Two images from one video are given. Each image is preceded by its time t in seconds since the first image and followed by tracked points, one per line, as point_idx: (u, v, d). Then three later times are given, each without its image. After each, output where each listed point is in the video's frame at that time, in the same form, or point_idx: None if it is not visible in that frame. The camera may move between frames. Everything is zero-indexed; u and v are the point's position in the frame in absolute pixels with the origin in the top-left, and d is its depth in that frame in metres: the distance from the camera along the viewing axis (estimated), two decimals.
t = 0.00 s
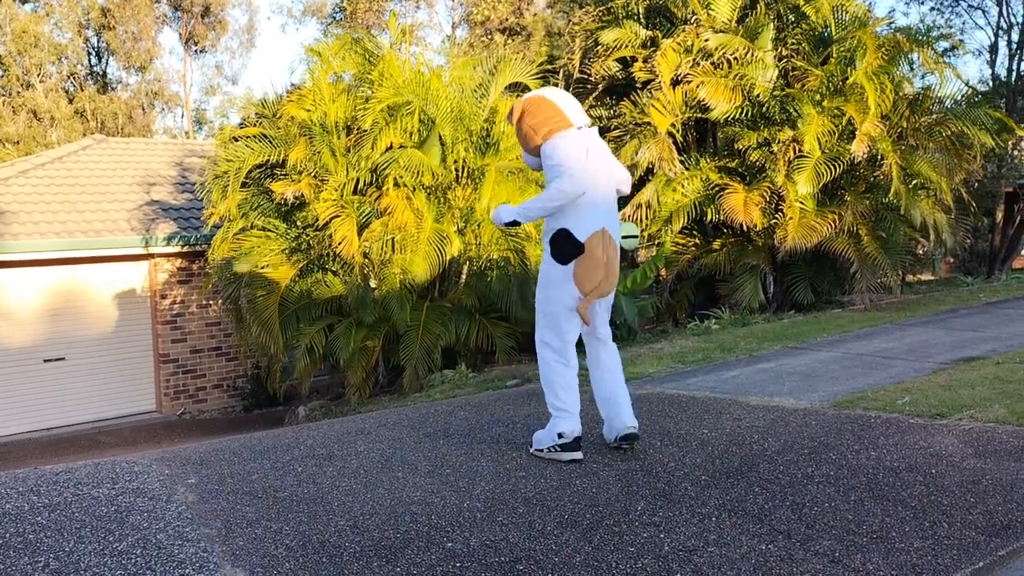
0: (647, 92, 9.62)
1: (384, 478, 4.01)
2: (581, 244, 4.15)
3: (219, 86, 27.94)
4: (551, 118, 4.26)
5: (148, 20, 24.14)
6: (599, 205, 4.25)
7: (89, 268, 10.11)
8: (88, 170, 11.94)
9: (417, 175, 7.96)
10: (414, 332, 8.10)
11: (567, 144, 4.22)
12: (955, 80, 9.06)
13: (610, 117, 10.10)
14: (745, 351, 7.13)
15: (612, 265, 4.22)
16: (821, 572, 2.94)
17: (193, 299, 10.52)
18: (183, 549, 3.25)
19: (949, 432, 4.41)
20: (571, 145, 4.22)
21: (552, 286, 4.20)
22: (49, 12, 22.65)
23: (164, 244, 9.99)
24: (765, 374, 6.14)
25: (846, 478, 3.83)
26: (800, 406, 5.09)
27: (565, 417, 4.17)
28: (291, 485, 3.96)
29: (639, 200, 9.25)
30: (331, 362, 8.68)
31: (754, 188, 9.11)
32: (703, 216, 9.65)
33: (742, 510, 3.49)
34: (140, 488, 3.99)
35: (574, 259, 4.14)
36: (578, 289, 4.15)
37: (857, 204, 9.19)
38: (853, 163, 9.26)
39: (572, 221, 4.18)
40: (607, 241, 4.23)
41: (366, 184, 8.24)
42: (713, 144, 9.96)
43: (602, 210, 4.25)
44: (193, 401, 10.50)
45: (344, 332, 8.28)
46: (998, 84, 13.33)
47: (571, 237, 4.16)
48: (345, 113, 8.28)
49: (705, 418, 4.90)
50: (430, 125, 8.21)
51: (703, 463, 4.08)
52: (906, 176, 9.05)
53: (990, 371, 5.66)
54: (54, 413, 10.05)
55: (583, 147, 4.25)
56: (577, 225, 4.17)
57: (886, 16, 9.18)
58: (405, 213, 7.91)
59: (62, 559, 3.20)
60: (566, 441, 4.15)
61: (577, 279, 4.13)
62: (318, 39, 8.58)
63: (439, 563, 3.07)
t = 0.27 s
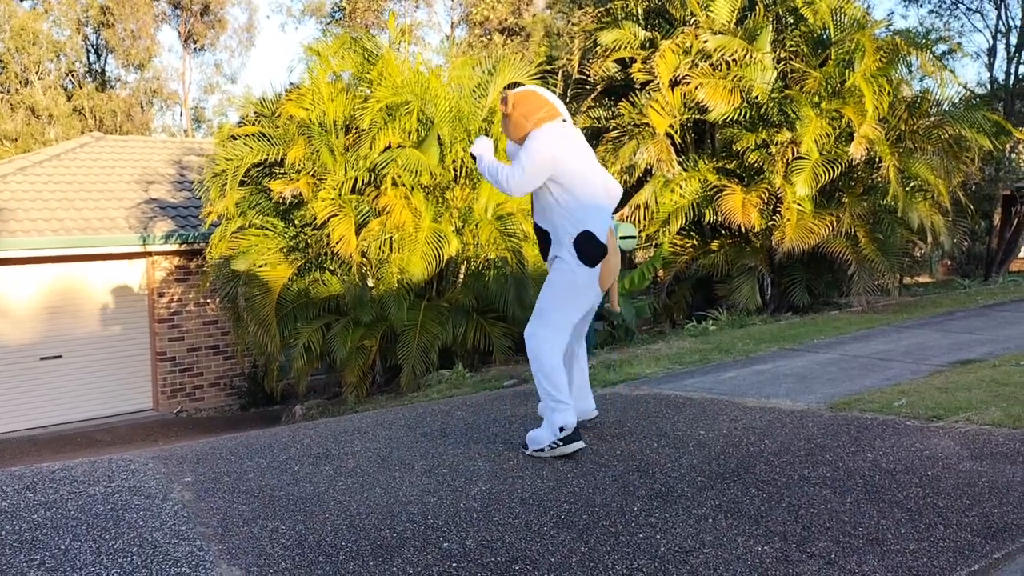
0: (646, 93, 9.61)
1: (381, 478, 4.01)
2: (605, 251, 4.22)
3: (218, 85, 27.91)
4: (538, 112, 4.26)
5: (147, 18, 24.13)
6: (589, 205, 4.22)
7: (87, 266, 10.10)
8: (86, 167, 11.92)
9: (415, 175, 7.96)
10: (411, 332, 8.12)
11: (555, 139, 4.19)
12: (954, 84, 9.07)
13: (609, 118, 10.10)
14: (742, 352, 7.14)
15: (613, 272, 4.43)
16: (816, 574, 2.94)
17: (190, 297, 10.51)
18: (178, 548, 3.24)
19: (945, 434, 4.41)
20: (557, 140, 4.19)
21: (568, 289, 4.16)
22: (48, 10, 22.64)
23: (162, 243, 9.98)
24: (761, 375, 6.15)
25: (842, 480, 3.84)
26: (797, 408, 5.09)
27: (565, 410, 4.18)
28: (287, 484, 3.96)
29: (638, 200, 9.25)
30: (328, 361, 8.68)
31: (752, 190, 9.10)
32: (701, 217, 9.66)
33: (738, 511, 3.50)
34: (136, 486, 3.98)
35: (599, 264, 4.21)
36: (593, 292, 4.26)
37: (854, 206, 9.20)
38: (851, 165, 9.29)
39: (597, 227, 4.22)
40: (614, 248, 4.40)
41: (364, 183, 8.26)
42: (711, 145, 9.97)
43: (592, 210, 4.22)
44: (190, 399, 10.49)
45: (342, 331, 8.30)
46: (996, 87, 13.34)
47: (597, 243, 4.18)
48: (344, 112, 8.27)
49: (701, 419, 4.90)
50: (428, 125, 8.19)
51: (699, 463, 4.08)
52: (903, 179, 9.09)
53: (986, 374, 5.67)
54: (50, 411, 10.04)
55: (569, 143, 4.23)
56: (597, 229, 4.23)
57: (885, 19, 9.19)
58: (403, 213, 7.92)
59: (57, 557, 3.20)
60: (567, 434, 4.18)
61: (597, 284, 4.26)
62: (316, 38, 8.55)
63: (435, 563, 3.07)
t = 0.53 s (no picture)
0: (645, 94, 9.58)
1: (379, 479, 4.00)
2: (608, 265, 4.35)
3: (217, 84, 27.89)
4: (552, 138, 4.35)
5: (147, 17, 24.09)
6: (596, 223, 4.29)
7: (85, 265, 10.09)
8: (85, 166, 11.91)
9: (414, 175, 7.95)
10: (410, 332, 8.10)
11: (567, 156, 4.29)
12: (954, 87, 9.05)
13: (609, 119, 10.02)
14: (741, 354, 7.14)
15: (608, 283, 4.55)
16: None
17: (188, 297, 10.50)
18: (175, 548, 3.24)
19: (943, 437, 4.41)
20: (571, 160, 4.27)
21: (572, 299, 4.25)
22: (47, 8, 22.63)
23: (160, 242, 9.98)
24: (760, 377, 6.14)
25: (840, 482, 3.83)
26: (795, 410, 5.09)
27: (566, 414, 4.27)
28: (284, 485, 3.95)
29: (637, 202, 9.23)
30: (327, 361, 8.67)
31: (751, 192, 9.10)
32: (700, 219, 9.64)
33: (737, 514, 3.49)
34: (133, 486, 3.97)
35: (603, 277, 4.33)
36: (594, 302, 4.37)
37: (854, 209, 9.19)
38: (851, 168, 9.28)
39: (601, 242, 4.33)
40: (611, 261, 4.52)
41: (363, 183, 8.25)
42: (711, 147, 9.97)
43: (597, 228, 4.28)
44: (188, 399, 10.48)
45: (341, 332, 8.29)
46: (996, 90, 13.35)
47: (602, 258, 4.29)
48: (343, 112, 8.27)
49: (700, 421, 4.89)
50: (427, 125, 8.17)
51: (697, 466, 4.08)
52: (903, 181, 9.14)
53: (984, 377, 5.67)
54: (47, 410, 10.03)
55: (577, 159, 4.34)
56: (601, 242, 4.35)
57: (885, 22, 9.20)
58: (402, 213, 7.89)
59: (54, 557, 3.19)
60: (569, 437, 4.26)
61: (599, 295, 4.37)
62: (316, 38, 8.55)
63: (433, 564, 3.06)
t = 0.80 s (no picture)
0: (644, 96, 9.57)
1: (376, 480, 3.99)
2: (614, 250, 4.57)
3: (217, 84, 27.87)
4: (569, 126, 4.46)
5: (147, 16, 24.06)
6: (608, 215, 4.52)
7: (83, 264, 10.08)
8: (84, 166, 11.91)
9: (413, 176, 7.92)
10: (407, 334, 8.08)
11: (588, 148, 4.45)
12: (953, 90, 9.06)
13: (608, 121, 10.01)
14: (739, 356, 7.13)
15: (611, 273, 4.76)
16: None
17: (186, 297, 10.48)
18: (171, 549, 3.23)
19: (941, 441, 4.41)
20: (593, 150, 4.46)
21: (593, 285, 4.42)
22: (46, 8, 22.63)
23: (159, 242, 9.97)
24: (758, 380, 6.14)
25: (838, 486, 3.83)
26: (794, 413, 5.08)
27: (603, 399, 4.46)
28: (281, 486, 3.94)
29: (636, 204, 9.26)
30: (325, 362, 8.66)
31: (750, 194, 9.09)
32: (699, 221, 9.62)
33: (734, 516, 3.48)
34: (130, 487, 3.96)
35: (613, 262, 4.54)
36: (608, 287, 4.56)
37: (852, 211, 9.18)
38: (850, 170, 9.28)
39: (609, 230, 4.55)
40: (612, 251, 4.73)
41: (362, 184, 8.25)
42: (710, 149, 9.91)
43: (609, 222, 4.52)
44: (185, 399, 10.47)
45: (339, 332, 8.28)
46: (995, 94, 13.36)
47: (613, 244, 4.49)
48: (342, 112, 8.25)
49: (698, 424, 4.89)
50: (427, 126, 8.17)
51: (695, 468, 4.07)
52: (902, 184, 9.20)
53: (983, 380, 5.66)
54: (44, 409, 10.02)
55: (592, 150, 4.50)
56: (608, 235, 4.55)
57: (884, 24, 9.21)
58: (401, 214, 7.91)
59: (49, 557, 3.18)
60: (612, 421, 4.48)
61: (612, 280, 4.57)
62: (316, 39, 8.55)
63: (430, 566, 3.06)
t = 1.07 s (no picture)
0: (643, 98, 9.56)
1: (372, 481, 3.99)
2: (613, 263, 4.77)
3: (215, 83, 27.84)
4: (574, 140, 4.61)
5: (146, 14, 24.03)
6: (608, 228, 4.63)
7: (80, 262, 10.07)
8: (81, 164, 11.89)
9: (412, 176, 7.94)
10: (404, 334, 8.08)
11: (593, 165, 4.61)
12: (949, 93, 9.08)
13: (606, 123, 10.02)
14: (736, 359, 7.14)
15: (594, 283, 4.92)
16: None
17: (183, 296, 10.47)
18: (167, 549, 3.22)
19: (938, 444, 4.41)
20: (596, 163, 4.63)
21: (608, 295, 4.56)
22: (45, 5, 22.61)
23: (156, 241, 9.96)
24: (756, 382, 6.14)
25: (835, 489, 3.83)
26: (791, 416, 5.09)
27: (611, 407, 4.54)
28: (278, 486, 3.93)
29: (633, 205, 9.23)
30: (321, 362, 8.65)
31: (748, 196, 9.08)
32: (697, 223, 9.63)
33: (731, 519, 3.48)
34: (125, 486, 3.95)
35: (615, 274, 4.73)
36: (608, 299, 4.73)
37: (850, 214, 9.20)
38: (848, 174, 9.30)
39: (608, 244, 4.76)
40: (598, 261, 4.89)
41: (360, 184, 8.25)
42: (708, 151, 9.90)
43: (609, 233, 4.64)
44: (182, 398, 10.45)
45: (335, 332, 8.26)
46: (993, 98, 13.38)
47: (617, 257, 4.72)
48: (341, 112, 8.22)
49: (695, 426, 4.89)
50: (425, 126, 8.16)
51: (693, 471, 4.07)
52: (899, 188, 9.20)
53: (980, 384, 5.67)
54: (39, 408, 9.96)
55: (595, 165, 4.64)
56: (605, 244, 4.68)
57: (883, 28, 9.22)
58: (399, 214, 7.93)
59: (44, 557, 3.17)
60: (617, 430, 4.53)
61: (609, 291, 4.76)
62: (315, 38, 8.55)
63: (426, 568, 3.05)
